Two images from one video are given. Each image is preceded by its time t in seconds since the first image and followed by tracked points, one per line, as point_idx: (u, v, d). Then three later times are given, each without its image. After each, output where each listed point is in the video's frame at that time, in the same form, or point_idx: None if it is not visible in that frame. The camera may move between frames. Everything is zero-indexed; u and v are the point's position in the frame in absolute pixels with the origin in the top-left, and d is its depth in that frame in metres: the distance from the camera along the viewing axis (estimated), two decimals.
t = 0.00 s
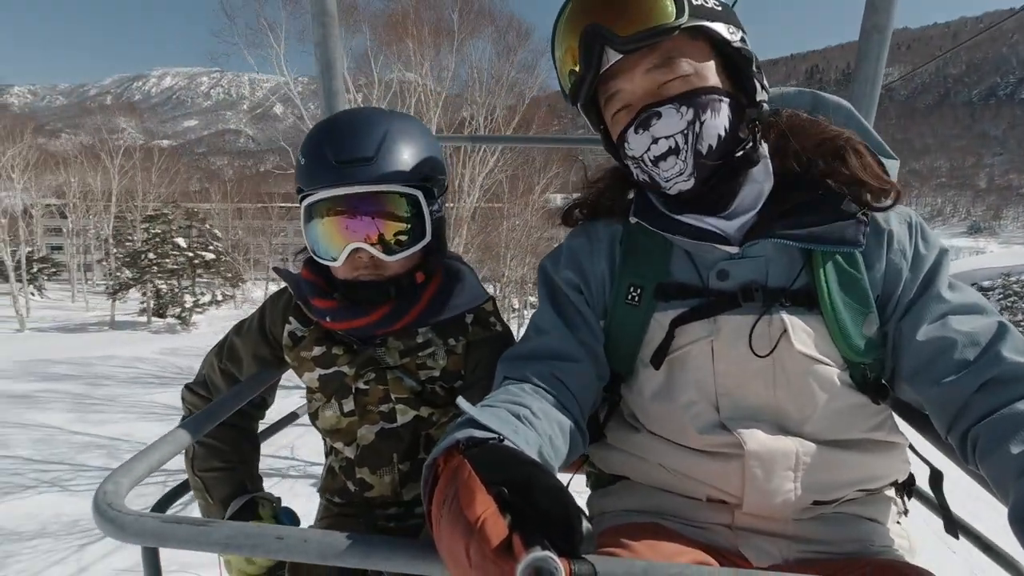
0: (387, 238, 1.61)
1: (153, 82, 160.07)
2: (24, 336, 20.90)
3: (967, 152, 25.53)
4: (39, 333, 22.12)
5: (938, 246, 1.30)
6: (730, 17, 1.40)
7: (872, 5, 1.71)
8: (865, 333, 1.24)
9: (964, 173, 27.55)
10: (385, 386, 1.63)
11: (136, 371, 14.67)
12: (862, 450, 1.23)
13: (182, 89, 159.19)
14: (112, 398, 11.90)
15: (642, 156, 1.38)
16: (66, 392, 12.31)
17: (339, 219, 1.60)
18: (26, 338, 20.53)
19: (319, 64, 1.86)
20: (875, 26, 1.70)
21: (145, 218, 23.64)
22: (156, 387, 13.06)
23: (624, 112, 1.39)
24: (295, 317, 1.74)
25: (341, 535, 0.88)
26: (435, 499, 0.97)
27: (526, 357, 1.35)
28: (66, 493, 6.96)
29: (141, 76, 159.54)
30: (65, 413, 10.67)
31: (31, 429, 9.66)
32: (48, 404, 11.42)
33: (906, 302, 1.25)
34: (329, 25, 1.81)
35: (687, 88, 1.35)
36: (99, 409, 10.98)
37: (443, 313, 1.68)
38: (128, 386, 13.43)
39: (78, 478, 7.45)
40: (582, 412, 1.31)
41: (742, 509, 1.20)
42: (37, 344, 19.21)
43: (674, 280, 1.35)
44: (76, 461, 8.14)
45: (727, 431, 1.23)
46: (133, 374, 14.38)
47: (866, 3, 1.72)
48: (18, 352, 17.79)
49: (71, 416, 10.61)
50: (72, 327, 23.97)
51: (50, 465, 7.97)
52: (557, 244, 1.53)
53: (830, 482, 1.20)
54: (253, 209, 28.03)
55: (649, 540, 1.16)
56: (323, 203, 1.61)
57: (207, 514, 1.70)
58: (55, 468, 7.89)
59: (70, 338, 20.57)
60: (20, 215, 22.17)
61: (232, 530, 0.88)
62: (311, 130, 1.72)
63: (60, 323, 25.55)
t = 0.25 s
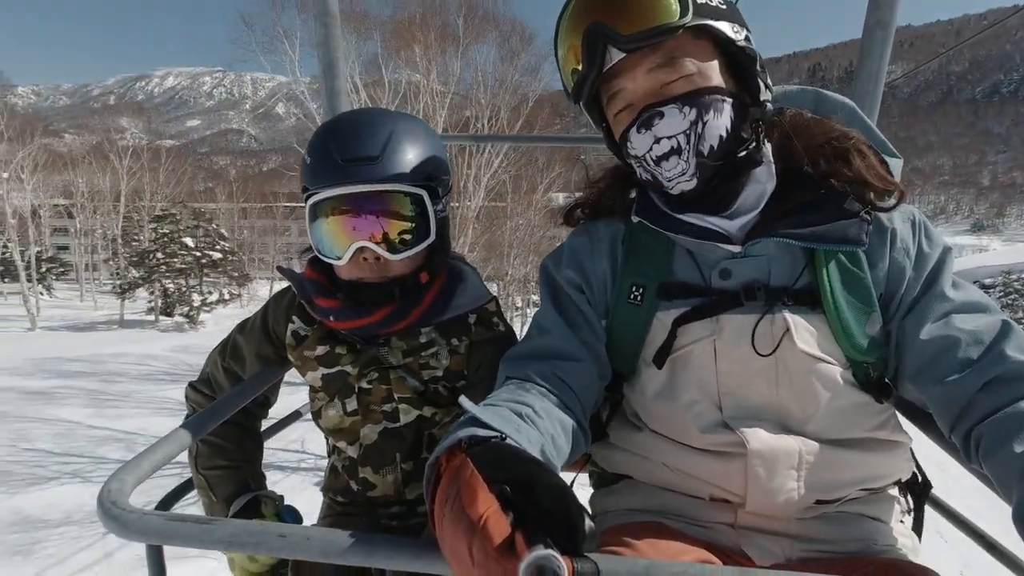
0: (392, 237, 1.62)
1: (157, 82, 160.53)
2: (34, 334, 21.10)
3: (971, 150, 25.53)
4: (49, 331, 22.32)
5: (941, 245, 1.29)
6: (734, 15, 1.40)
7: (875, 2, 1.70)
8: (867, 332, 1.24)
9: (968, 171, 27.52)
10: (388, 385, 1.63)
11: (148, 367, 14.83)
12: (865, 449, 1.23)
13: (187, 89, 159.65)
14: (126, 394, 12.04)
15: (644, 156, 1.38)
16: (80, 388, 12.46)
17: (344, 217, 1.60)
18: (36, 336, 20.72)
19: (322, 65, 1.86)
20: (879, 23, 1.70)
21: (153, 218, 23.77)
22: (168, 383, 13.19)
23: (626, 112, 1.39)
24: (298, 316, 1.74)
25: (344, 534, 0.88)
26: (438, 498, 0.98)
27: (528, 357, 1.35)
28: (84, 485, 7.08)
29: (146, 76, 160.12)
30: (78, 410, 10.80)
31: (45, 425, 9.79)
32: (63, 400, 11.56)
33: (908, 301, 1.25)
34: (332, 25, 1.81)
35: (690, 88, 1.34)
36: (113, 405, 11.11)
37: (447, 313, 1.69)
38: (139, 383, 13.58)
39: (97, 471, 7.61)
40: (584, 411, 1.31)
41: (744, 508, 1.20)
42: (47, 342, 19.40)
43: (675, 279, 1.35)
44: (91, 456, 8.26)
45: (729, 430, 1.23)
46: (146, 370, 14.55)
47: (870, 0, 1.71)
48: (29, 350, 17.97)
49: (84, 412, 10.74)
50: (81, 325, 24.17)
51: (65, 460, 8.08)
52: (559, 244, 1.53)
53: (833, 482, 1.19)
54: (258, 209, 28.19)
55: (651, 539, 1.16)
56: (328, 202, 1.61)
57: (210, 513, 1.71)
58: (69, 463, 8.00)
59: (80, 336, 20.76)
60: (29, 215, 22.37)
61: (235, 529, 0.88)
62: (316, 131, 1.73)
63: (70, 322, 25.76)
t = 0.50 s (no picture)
0: (393, 241, 1.62)
1: (159, 82, 160.71)
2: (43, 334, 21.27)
3: (975, 148, 25.51)
4: (58, 331, 22.51)
5: (938, 248, 1.29)
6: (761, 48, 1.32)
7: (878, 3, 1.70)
8: (863, 335, 1.23)
9: (972, 169, 27.53)
10: (389, 388, 1.63)
11: (160, 365, 14.99)
12: (865, 452, 1.23)
13: (190, 89, 160.02)
14: (137, 394, 12.17)
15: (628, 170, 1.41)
16: (94, 386, 12.63)
17: (345, 221, 1.60)
18: (45, 335, 20.89)
19: (324, 67, 1.86)
20: (882, 23, 1.69)
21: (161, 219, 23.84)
22: (178, 381, 13.32)
23: (621, 120, 1.40)
24: (299, 319, 1.74)
25: (344, 539, 0.88)
26: (437, 503, 0.98)
27: (526, 359, 1.35)
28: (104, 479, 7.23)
29: (149, 76, 160.54)
30: (91, 409, 10.94)
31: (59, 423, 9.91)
32: (78, 398, 11.70)
33: (905, 304, 1.24)
34: (333, 27, 1.81)
35: (681, 124, 1.34)
36: (128, 403, 11.25)
37: (447, 316, 1.69)
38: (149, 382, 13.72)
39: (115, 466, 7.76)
40: (583, 414, 1.30)
41: (744, 511, 1.20)
42: (56, 341, 19.54)
43: (672, 282, 1.35)
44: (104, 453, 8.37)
45: (727, 433, 1.23)
46: (156, 368, 14.70)
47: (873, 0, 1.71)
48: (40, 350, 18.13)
49: (96, 410, 10.87)
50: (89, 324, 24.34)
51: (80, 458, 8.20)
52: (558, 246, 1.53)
53: (833, 484, 1.19)
54: (263, 208, 28.29)
55: (651, 542, 1.16)
56: (330, 205, 1.61)
57: (212, 516, 1.71)
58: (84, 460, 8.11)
59: (88, 335, 20.92)
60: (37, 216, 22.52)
61: (236, 534, 0.88)
62: (318, 133, 1.73)
63: (78, 321, 25.96)
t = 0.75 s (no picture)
0: (395, 231, 1.62)
1: (161, 82, 160.62)
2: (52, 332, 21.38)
3: (979, 148, 25.58)
4: (67, 330, 22.67)
5: (943, 242, 1.28)
6: (760, 47, 1.30)
7: None
8: (865, 329, 1.23)
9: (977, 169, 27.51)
10: (391, 377, 1.63)
11: (170, 363, 15.10)
12: (868, 443, 1.23)
13: (194, 89, 160.38)
14: (148, 391, 12.29)
15: (626, 170, 1.41)
16: (108, 383, 12.73)
17: (348, 211, 1.61)
18: (53, 333, 21.01)
19: (326, 61, 1.86)
20: (883, 18, 1.69)
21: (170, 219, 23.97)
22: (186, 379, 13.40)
23: (620, 119, 1.40)
24: (303, 309, 1.74)
25: (345, 526, 0.87)
26: (437, 491, 0.98)
27: (526, 353, 1.35)
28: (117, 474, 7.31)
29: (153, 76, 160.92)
30: (100, 405, 11.01)
31: (71, 420, 9.99)
32: (92, 394, 11.79)
33: (908, 299, 1.24)
34: (336, 22, 1.81)
35: (681, 121, 1.34)
36: (140, 400, 11.33)
37: (448, 305, 1.69)
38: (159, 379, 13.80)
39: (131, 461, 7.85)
40: (583, 408, 1.31)
41: (745, 503, 1.20)
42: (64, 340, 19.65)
43: (673, 276, 1.35)
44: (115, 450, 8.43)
45: (727, 426, 1.23)
46: (168, 366, 14.84)
47: None
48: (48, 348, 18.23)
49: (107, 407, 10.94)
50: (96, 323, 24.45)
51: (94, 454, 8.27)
52: (558, 239, 1.53)
53: (834, 476, 1.19)
54: (268, 208, 28.42)
55: (651, 532, 1.16)
56: (333, 194, 1.62)
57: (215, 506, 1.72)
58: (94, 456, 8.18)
59: (96, 333, 21.02)
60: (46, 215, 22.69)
61: (238, 519, 0.88)
62: (321, 124, 1.73)
63: (88, 320, 26.12)
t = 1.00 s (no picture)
0: (394, 228, 1.62)
1: (165, 82, 161.17)
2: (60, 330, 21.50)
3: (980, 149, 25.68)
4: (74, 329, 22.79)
5: (943, 244, 1.28)
6: (749, 44, 1.30)
7: None
8: (866, 331, 1.23)
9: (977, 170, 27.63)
10: (392, 375, 1.64)
11: (175, 362, 15.17)
12: (868, 445, 1.23)
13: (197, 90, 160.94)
14: (154, 389, 12.36)
15: (624, 171, 1.44)
16: (116, 380, 12.82)
17: (347, 209, 1.62)
18: (61, 331, 21.11)
19: (326, 61, 1.86)
20: (885, 18, 1.69)
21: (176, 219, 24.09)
22: (193, 377, 13.47)
23: (617, 121, 1.41)
24: (304, 310, 1.75)
25: (344, 528, 0.88)
26: (437, 494, 0.98)
27: (525, 355, 1.35)
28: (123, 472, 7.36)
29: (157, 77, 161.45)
30: (108, 402, 11.07)
31: (80, 416, 10.05)
32: (98, 393, 11.86)
33: (908, 302, 1.24)
34: (336, 24, 1.81)
35: (676, 121, 1.34)
36: (147, 399, 11.39)
37: (449, 303, 1.70)
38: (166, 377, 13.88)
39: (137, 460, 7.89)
40: (583, 409, 1.31)
41: (745, 505, 1.20)
42: (72, 338, 19.77)
43: (672, 278, 1.35)
44: (124, 446, 8.49)
45: (727, 428, 1.23)
46: (173, 365, 14.91)
47: None
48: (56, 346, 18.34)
49: (115, 404, 11.01)
50: (103, 321, 24.56)
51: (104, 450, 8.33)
52: (558, 241, 1.54)
53: (835, 478, 1.19)
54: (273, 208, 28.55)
55: (651, 534, 1.17)
56: (332, 192, 1.62)
57: (214, 506, 1.72)
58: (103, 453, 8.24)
59: (103, 332, 21.14)
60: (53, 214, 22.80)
61: (238, 522, 0.89)
62: (321, 123, 1.73)
63: (93, 319, 26.24)
